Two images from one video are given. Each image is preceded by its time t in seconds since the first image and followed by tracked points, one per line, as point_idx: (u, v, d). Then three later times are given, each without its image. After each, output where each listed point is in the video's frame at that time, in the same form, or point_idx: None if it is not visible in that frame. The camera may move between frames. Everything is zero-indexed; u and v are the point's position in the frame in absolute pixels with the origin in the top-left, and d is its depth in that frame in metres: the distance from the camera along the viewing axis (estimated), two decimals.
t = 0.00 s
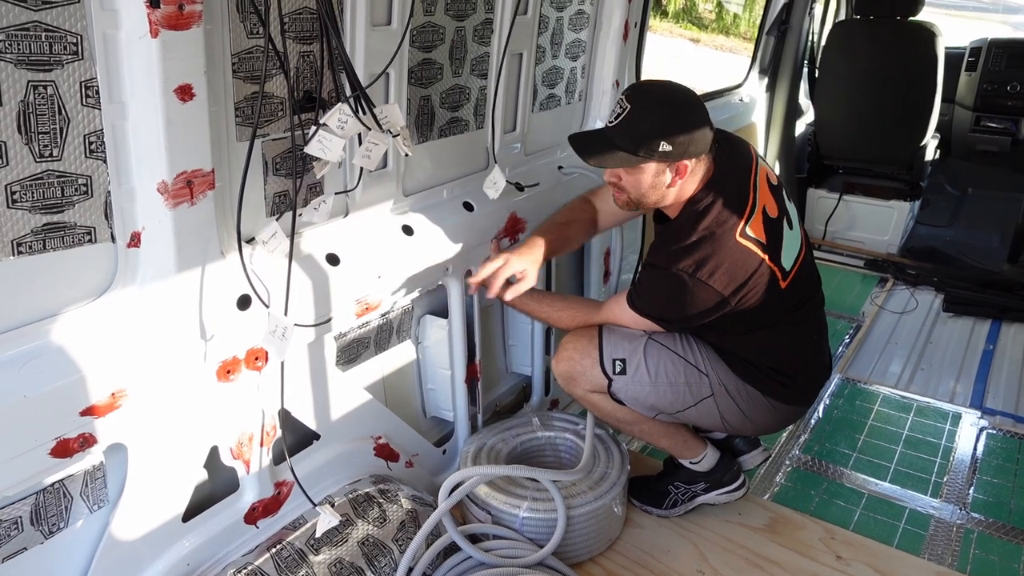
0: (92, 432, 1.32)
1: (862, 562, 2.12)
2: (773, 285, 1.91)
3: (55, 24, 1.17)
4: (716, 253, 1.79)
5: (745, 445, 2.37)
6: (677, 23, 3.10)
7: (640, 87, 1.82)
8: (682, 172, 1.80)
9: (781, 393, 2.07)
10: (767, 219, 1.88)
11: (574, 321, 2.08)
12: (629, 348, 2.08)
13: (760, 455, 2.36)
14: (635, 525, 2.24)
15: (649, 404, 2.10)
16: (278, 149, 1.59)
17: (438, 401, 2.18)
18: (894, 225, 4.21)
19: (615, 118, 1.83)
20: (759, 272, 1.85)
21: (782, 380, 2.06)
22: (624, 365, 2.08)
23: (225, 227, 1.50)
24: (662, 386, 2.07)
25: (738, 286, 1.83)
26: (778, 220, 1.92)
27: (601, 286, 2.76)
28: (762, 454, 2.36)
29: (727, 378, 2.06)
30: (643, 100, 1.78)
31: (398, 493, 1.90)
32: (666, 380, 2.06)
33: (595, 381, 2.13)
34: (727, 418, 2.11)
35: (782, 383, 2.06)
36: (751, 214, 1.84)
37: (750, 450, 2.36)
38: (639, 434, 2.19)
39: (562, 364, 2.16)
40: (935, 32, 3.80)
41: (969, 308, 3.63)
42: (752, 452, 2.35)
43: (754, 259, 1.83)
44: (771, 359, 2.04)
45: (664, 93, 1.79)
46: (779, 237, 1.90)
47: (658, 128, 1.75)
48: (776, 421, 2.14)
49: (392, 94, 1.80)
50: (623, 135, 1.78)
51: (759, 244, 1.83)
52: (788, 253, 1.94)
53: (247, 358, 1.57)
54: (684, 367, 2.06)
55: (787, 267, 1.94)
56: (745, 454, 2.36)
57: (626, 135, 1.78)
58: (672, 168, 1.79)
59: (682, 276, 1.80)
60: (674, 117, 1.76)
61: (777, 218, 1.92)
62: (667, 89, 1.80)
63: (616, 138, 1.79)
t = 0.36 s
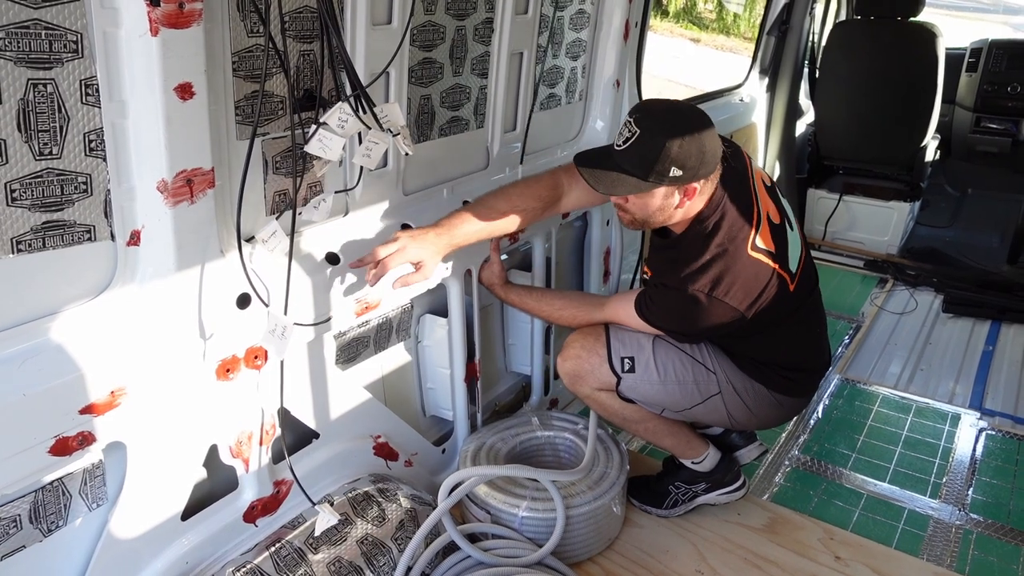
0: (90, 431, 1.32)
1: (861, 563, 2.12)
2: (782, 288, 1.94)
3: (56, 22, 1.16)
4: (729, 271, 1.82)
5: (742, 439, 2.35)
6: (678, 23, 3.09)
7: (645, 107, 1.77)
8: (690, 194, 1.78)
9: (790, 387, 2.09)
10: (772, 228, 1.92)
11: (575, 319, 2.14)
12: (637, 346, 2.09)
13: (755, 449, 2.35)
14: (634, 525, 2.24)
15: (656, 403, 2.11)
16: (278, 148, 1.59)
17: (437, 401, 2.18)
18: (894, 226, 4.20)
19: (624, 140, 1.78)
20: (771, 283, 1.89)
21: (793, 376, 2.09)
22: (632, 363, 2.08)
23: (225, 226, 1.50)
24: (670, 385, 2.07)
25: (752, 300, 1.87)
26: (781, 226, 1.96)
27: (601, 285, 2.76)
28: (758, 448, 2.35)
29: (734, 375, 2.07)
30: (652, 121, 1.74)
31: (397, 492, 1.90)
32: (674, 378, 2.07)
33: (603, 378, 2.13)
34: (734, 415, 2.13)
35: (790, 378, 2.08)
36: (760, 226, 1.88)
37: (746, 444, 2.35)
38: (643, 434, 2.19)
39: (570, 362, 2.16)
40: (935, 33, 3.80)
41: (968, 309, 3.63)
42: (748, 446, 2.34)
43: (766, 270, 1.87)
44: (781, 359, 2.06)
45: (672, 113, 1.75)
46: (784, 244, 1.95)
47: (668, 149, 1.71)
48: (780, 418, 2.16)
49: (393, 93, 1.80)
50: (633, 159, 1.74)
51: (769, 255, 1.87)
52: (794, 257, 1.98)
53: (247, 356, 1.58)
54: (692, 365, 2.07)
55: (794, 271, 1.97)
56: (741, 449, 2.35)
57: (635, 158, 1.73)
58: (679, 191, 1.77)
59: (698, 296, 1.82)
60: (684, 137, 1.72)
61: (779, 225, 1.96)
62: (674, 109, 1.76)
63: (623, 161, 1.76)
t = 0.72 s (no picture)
0: (92, 436, 1.32)
1: (864, 568, 2.11)
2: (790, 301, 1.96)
3: (58, 27, 1.16)
4: (740, 292, 1.83)
5: (741, 441, 2.34)
6: (679, 26, 3.09)
7: (658, 135, 1.74)
8: (699, 221, 1.76)
9: (800, 394, 2.12)
10: (778, 243, 1.93)
11: (575, 326, 2.13)
12: (648, 356, 2.10)
13: (755, 451, 2.33)
14: (637, 530, 2.23)
15: (669, 411, 2.10)
16: (280, 153, 1.59)
17: (439, 405, 2.18)
18: (896, 231, 4.19)
19: (633, 166, 1.74)
20: (780, 298, 1.91)
21: (802, 382, 2.11)
22: (644, 373, 2.09)
23: (227, 231, 1.50)
24: (683, 395, 2.08)
25: (763, 317, 1.89)
26: (785, 240, 1.98)
27: (602, 289, 2.76)
28: (758, 450, 2.33)
29: (744, 384, 2.10)
30: (663, 149, 1.70)
31: (399, 497, 1.90)
32: (686, 387, 2.08)
33: (615, 390, 2.12)
34: (745, 423, 2.14)
35: (801, 384, 2.11)
36: (768, 242, 1.89)
37: (746, 447, 2.34)
38: (653, 445, 2.19)
39: (578, 376, 2.15)
40: (938, 36, 3.80)
41: (971, 313, 3.63)
42: (749, 448, 2.33)
43: (775, 287, 1.89)
44: (790, 366, 2.08)
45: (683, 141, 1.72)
46: (790, 257, 1.96)
47: (679, 179, 1.68)
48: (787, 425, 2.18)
49: (394, 97, 1.80)
50: (643, 188, 1.71)
51: (778, 272, 1.89)
52: (799, 269, 1.99)
53: (249, 361, 1.58)
54: (704, 375, 2.08)
55: (801, 282, 1.99)
56: (741, 451, 2.33)
57: (646, 187, 1.70)
58: (689, 218, 1.75)
59: (711, 318, 1.84)
60: (695, 166, 1.69)
61: (784, 238, 1.97)
62: (688, 138, 1.73)
63: (634, 189, 1.72)
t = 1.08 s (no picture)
0: (95, 436, 1.33)
1: (866, 570, 2.11)
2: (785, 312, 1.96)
3: (62, 28, 1.17)
4: (732, 316, 1.83)
5: (742, 439, 2.33)
6: (681, 28, 3.08)
7: (644, 181, 1.69)
8: (685, 261, 1.75)
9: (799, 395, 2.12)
10: (768, 259, 1.93)
11: (573, 329, 2.13)
12: (648, 364, 2.10)
13: (756, 449, 2.32)
14: (639, 531, 2.23)
15: (673, 418, 2.11)
16: (283, 153, 1.59)
17: (441, 406, 2.18)
18: (899, 231, 4.19)
19: (618, 214, 1.70)
20: (775, 314, 1.91)
21: (806, 387, 2.13)
22: (646, 381, 2.09)
23: (230, 231, 1.50)
24: (686, 400, 2.08)
25: (758, 333, 1.90)
26: (775, 252, 1.98)
27: (603, 290, 2.76)
28: (758, 448, 2.32)
29: (744, 388, 2.10)
30: (648, 202, 1.66)
31: (401, 497, 1.90)
32: (688, 393, 2.08)
33: (617, 400, 2.12)
34: (746, 426, 2.15)
35: (807, 388, 2.13)
36: (756, 262, 1.88)
37: (746, 446, 2.33)
38: (658, 453, 2.18)
39: (580, 388, 2.15)
40: (941, 38, 3.79)
41: (974, 315, 3.63)
42: (749, 447, 2.32)
43: (768, 305, 1.89)
44: (789, 371, 2.09)
45: (669, 192, 1.67)
46: (781, 270, 1.96)
47: (664, 231, 1.65)
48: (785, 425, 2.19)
49: (397, 98, 1.81)
50: (627, 239, 1.67)
51: (770, 290, 1.89)
52: (791, 279, 2.00)
53: (251, 362, 1.58)
54: (705, 381, 2.09)
55: (793, 292, 1.99)
56: (741, 450, 2.33)
57: (630, 237, 1.67)
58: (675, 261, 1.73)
59: (705, 345, 1.85)
60: (680, 217, 1.66)
61: (773, 251, 1.97)
62: (675, 185, 1.69)
63: (621, 239, 1.68)
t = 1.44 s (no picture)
0: (102, 433, 1.33)
1: (872, 567, 2.11)
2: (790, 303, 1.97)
3: (68, 26, 1.17)
4: (743, 312, 1.84)
5: (745, 435, 2.34)
6: (685, 24, 3.07)
7: (647, 189, 1.68)
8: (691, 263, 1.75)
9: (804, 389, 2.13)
10: (769, 252, 1.94)
11: (577, 329, 2.11)
12: (657, 365, 2.11)
13: (760, 445, 2.34)
14: (644, 528, 2.23)
15: (684, 417, 2.11)
16: (288, 151, 1.59)
17: (446, 403, 2.18)
18: (904, 228, 4.18)
19: (624, 225, 1.69)
20: (781, 305, 1.92)
21: (813, 374, 2.14)
22: (657, 382, 2.09)
23: (235, 229, 1.50)
24: (697, 398, 2.08)
25: (768, 327, 1.90)
26: (774, 244, 1.99)
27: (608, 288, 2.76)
28: (762, 444, 2.34)
29: (754, 382, 2.11)
30: (653, 212, 1.65)
31: (407, 495, 1.90)
32: (699, 391, 2.08)
33: (628, 403, 2.12)
34: (756, 419, 2.16)
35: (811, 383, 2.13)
36: (756, 256, 1.88)
37: (749, 441, 2.34)
38: (667, 454, 2.19)
39: (590, 392, 2.14)
40: (946, 35, 3.79)
41: (979, 312, 3.62)
42: (752, 443, 2.33)
43: (775, 298, 1.90)
44: (799, 361, 2.09)
45: (673, 200, 1.67)
46: (782, 261, 1.97)
47: (671, 240, 1.65)
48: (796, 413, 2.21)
49: (402, 96, 1.81)
50: (635, 250, 1.67)
51: (775, 282, 1.90)
52: (792, 269, 2.01)
53: (257, 359, 1.59)
54: (715, 378, 2.09)
55: (796, 282, 2.01)
56: (744, 446, 2.34)
57: (638, 248, 1.67)
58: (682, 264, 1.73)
59: (717, 343, 1.85)
60: (686, 224, 1.66)
61: (772, 244, 1.98)
62: (678, 192, 1.68)
63: (629, 252, 1.68)
